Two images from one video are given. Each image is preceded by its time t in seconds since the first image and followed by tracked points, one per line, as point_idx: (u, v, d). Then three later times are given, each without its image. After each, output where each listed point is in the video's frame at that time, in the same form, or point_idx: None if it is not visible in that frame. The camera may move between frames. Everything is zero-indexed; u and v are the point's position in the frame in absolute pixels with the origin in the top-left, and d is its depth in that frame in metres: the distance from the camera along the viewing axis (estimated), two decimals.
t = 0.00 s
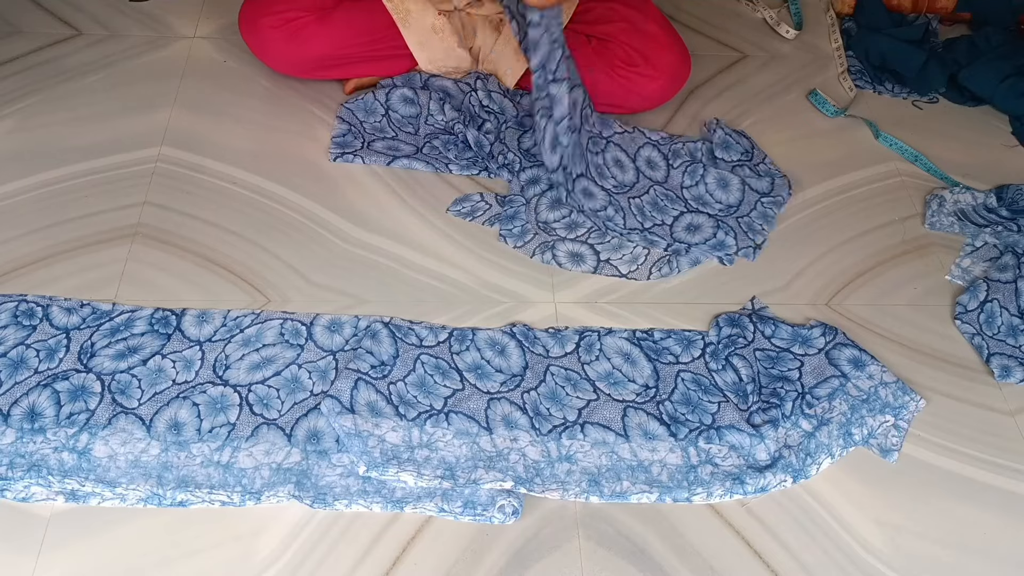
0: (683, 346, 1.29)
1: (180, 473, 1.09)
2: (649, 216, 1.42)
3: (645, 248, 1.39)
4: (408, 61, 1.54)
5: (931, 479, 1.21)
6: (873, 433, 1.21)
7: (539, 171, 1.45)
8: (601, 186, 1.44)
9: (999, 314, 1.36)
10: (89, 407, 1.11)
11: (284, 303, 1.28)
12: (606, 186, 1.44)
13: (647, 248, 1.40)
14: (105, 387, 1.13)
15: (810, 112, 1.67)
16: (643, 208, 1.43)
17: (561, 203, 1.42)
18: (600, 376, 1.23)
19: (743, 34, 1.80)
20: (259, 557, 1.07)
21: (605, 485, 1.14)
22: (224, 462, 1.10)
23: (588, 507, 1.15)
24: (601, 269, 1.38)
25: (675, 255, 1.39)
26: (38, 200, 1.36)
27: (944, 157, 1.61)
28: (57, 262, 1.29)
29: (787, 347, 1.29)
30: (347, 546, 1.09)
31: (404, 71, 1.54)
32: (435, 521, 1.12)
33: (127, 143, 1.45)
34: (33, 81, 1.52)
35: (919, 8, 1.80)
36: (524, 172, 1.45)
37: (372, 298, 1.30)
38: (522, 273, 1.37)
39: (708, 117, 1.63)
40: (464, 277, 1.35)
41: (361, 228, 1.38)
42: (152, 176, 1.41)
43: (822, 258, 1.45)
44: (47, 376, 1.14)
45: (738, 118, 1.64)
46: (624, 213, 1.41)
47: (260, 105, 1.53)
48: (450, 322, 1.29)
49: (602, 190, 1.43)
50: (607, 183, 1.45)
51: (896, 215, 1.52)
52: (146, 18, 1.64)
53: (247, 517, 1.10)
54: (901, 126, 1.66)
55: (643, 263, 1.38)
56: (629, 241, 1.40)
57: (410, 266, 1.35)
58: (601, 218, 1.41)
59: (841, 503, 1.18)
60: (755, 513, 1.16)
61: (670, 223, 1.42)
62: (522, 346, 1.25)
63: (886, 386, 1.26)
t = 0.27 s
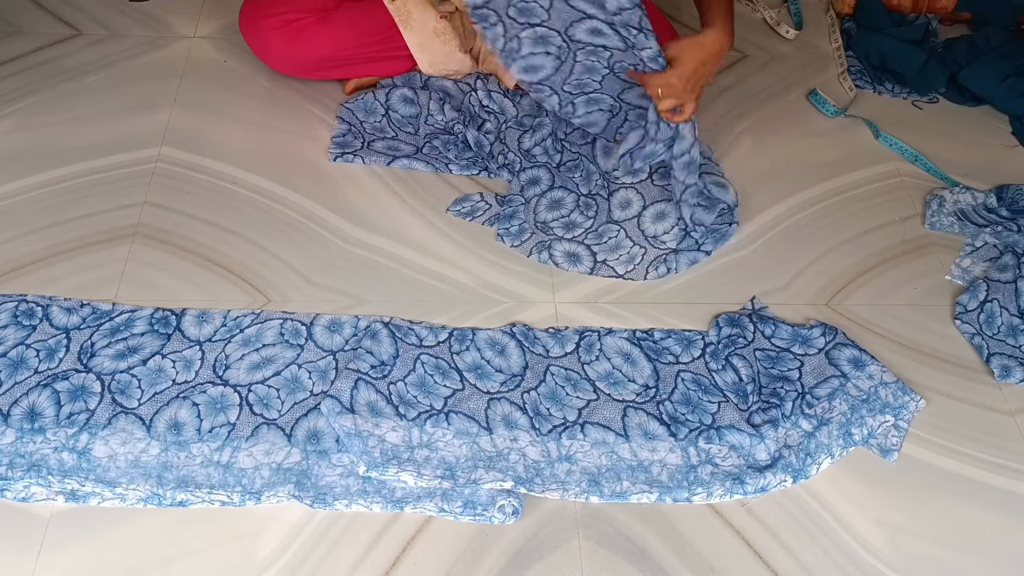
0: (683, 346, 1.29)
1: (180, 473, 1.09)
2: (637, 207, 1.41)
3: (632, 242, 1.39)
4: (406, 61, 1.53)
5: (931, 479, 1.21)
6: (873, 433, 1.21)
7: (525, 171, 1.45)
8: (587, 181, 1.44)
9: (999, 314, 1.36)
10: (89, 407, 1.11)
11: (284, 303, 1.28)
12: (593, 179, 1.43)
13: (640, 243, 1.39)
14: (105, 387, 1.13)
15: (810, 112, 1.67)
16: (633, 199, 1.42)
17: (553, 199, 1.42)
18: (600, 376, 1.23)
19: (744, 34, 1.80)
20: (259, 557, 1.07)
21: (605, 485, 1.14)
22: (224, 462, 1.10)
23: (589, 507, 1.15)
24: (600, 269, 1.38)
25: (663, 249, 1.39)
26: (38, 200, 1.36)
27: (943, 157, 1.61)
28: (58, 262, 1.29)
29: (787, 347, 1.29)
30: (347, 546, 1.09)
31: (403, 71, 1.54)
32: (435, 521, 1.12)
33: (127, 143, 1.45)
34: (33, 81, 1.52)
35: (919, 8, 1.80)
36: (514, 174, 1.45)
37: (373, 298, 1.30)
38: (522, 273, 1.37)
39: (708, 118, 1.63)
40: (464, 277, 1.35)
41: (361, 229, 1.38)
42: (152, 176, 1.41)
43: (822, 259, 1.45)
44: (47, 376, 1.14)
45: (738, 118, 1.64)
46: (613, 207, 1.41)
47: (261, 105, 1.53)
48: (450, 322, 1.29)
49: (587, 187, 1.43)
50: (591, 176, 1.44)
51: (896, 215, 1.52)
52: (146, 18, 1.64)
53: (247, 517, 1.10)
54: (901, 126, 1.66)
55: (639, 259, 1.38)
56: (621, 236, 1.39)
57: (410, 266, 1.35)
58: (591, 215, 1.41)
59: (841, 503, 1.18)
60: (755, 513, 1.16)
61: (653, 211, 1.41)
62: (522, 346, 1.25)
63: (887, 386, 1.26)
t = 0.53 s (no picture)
0: (683, 346, 1.29)
1: (180, 473, 1.09)
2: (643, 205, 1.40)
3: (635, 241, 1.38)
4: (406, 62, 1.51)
5: (931, 479, 1.21)
6: (873, 433, 1.21)
7: (527, 169, 1.44)
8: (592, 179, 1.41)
9: (999, 314, 1.36)
10: (89, 407, 1.11)
11: (284, 303, 1.28)
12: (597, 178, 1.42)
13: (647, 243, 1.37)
14: (105, 387, 1.13)
15: (810, 112, 1.67)
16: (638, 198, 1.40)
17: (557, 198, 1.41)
18: (600, 376, 1.23)
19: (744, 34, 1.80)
20: (259, 557, 1.07)
21: (605, 485, 1.14)
22: (224, 462, 1.10)
23: (588, 507, 1.15)
24: (601, 270, 1.38)
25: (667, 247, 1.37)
26: (38, 200, 1.36)
27: (944, 157, 1.61)
28: (58, 262, 1.29)
29: (787, 347, 1.29)
30: (347, 546, 1.09)
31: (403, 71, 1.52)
32: (435, 521, 1.12)
33: (127, 143, 1.45)
34: (33, 81, 1.52)
35: (919, 8, 1.80)
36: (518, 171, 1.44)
37: (373, 298, 1.30)
38: (522, 273, 1.37)
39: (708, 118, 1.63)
40: (464, 276, 1.35)
41: (361, 229, 1.38)
42: (152, 176, 1.41)
43: (822, 259, 1.45)
44: (47, 376, 1.14)
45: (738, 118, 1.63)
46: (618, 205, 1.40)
47: (261, 105, 1.53)
48: (450, 322, 1.29)
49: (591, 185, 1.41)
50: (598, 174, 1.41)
51: (896, 215, 1.52)
52: (145, 18, 1.64)
53: (247, 517, 1.10)
54: (901, 126, 1.66)
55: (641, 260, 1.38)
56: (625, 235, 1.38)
57: (410, 266, 1.35)
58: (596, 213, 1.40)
59: (841, 503, 1.18)
60: (755, 513, 1.16)
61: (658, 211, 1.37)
62: (522, 346, 1.25)
63: (887, 386, 1.26)
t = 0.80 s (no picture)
0: (683, 346, 1.29)
1: (180, 473, 1.09)
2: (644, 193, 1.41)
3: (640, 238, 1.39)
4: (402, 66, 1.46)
5: (931, 479, 1.21)
6: (873, 433, 1.21)
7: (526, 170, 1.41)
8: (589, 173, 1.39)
9: (999, 314, 1.36)
10: (89, 407, 1.11)
11: (284, 303, 1.28)
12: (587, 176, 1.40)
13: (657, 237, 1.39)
14: (105, 387, 1.13)
15: (810, 112, 1.67)
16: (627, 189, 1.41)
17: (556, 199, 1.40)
18: (600, 376, 1.23)
19: (744, 34, 1.80)
20: (259, 557, 1.07)
21: (605, 485, 1.14)
22: (224, 462, 1.10)
23: (589, 507, 1.15)
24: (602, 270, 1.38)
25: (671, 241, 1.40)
26: (39, 200, 1.36)
27: (943, 157, 1.61)
28: (58, 261, 1.29)
29: (787, 347, 1.29)
30: (347, 546, 1.09)
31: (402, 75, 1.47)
32: (435, 521, 1.12)
33: (127, 142, 1.45)
34: (33, 81, 1.52)
35: (919, 8, 1.80)
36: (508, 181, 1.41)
37: (373, 298, 1.30)
38: (523, 273, 1.37)
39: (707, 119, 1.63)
40: (464, 276, 1.35)
41: (361, 228, 1.38)
42: (152, 176, 1.41)
43: (822, 259, 1.45)
44: (47, 376, 1.14)
45: (738, 119, 1.64)
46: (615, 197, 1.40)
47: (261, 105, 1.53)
48: (450, 322, 1.29)
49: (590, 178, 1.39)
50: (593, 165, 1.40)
51: (896, 215, 1.52)
52: (145, 18, 1.64)
53: (247, 517, 1.10)
54: (901, 126, 1.66)
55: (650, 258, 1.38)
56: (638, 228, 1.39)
57: (410, 266, 1.35)
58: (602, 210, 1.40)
59: (841, 503, 1.18)
60: (755, 513, 1.16)
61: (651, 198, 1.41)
62: (522, 346, 1.25)
63: (887, 386, 1.25)
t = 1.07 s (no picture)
0: (683, 346, 1.29)
1: (180, 473, 1.09)
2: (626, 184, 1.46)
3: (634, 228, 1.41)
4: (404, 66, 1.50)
5: (931, 480, 1.21)
6: (873, 432, 1.21)
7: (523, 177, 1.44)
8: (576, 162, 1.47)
9: (999, 314, 1.36)
10: (89, 407, 1.11)
11: (284, 303, 1.28)
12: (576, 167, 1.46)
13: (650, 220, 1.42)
14: (105, 387, 1.13)
15: (810, 112, 1.67)
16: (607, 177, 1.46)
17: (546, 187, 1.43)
18: (600, 376, 1.23)
19: (744, 34, 1.80)
20: (259, 557, 1.07)
21: (605, 485, 1.14)
22: (224, 462, 1.10)
23: (588, 507, 1.15)
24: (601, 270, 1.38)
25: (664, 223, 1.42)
26: (39, 200, 1.36)
27: (943, 157, 1.61)
28: (58, 261, 1.29)
29: (787, 347, 1.29)
30: (347, 546, 1.09)
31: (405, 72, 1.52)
32: (435, 521, 1.12)
33: (127, 142, 1.45)
34: (33, 81, 1.52)
35: (919, 8, 1.80)
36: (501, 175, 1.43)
37: (372, 298, 1.30)
38: (523, 273, 1.37)
39: (708, 118, 1.63)
40: (464, 277, 1.35)
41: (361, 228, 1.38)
42: (152, 176, 1.41)
43: (822, 259, 1.45)
44: (47, 376, 1.13)
45: (738, 119, 1.63)
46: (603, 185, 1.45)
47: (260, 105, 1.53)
48: (450, 322, 1.29)
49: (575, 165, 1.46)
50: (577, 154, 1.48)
51: (896, 215, 1.52)
52: (146, 18, 1.64)
53: (247, 517, 1.10)
54: (901, 125, 1.66)
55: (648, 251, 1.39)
56: (635, 216, 1.42)
57: (410, 266, 1.35)
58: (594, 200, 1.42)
59: (841, 503, 1.18)
60: (755, 513, 1.16)
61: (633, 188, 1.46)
62: (522, 346, 1.25)
63: (887, 386, 1.25)
